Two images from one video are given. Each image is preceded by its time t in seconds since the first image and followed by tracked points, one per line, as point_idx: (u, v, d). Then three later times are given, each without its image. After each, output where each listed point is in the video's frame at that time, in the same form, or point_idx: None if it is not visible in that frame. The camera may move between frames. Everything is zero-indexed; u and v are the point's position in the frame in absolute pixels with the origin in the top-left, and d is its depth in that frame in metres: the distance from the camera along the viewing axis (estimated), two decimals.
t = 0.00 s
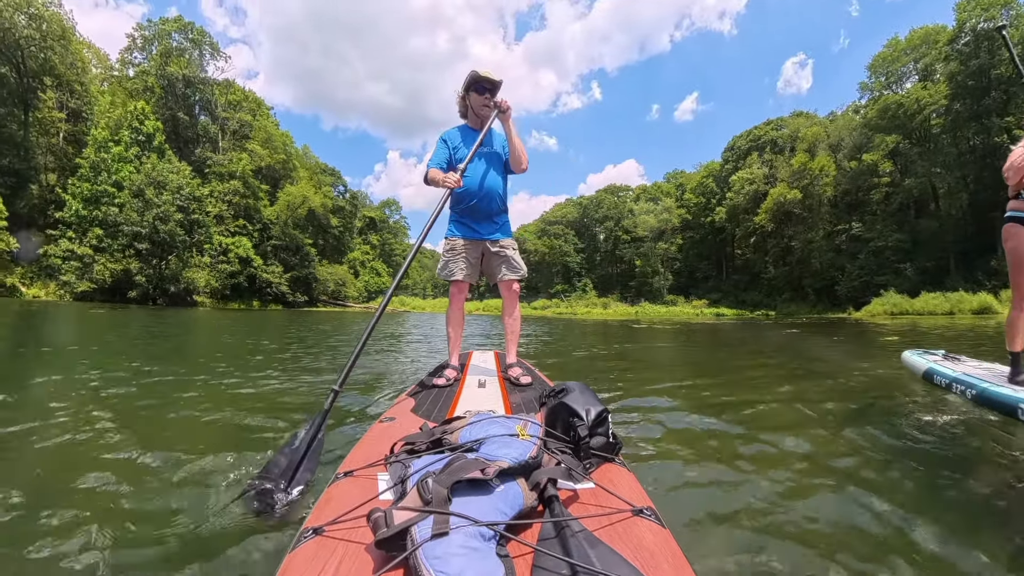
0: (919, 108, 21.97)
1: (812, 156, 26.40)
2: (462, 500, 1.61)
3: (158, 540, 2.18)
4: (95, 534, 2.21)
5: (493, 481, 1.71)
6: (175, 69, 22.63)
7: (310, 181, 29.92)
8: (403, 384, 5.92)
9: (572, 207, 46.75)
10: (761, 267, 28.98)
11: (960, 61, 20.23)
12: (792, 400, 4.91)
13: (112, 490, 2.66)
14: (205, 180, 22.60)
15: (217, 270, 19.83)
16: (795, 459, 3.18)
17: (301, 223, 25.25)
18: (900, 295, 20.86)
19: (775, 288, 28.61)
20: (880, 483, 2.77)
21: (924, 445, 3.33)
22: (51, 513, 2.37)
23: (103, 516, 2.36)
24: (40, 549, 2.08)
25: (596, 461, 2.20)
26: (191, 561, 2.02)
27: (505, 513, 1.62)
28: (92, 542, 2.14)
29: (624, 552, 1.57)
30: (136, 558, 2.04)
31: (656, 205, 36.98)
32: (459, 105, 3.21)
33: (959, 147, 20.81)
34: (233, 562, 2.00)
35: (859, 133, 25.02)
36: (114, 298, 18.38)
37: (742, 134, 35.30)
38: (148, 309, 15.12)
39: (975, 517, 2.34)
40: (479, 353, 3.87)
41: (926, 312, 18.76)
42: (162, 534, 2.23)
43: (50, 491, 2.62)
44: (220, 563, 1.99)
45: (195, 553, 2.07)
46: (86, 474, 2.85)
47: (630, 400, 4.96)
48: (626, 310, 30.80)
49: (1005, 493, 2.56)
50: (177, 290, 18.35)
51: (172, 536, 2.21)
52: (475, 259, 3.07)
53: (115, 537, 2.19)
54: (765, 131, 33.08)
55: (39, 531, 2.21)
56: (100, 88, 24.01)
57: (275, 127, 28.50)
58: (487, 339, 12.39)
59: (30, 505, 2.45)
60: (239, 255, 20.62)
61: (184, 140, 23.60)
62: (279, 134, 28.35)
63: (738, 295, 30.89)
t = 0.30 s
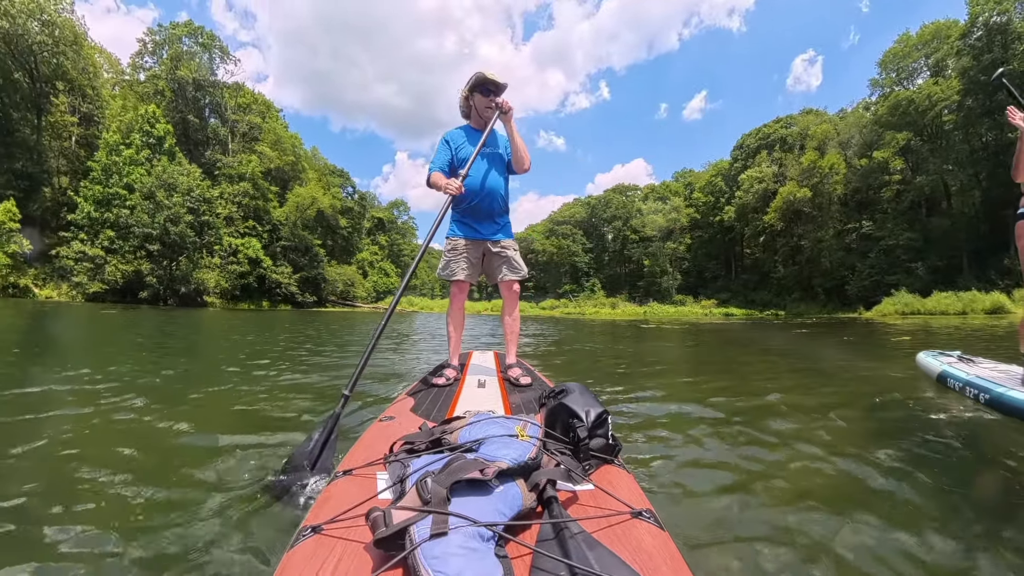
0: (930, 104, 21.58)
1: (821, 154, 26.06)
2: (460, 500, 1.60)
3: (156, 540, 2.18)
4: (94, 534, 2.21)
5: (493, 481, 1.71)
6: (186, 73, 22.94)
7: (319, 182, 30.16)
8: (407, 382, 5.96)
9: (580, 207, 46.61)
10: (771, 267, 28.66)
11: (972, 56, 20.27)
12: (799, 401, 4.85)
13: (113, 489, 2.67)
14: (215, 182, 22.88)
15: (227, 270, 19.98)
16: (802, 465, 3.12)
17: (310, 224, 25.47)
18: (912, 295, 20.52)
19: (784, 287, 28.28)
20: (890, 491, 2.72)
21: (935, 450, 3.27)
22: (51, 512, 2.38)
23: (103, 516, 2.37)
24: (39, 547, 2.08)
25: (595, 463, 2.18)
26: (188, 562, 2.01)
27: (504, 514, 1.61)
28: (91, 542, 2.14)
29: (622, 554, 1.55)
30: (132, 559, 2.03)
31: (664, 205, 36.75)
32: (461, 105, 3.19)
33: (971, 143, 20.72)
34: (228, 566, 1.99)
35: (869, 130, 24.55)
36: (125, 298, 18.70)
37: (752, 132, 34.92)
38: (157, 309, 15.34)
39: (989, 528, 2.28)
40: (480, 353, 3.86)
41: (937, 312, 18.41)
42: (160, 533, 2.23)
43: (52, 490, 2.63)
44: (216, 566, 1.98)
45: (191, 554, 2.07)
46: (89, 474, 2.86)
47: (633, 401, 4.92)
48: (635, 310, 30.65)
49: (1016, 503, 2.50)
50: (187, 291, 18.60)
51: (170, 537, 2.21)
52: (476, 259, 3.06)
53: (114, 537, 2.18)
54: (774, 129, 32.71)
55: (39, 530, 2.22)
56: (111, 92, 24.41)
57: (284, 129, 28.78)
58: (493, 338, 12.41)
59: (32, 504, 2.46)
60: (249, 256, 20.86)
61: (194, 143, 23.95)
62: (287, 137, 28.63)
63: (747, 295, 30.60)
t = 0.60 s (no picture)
0: (942, 100, 20.98)
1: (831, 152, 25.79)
2: (454, 498, 1.61)
3: (155, 537, 2.20)
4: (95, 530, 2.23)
5: (487, 480, 1.71)
6: (196, 77, 23.25)
7: (328, 183, 30.41)
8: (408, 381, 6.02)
9: (588, 206, 46.47)
10: (780, 266, 28.35)
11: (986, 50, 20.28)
12: (805, 402, 4.78)
13: (116, 487, 2.69)
14: (226, 184, 23.17)
15: (237, 271, 20.11)
16: (808, 465, 3.08)
17: (320, 224, 25.68)
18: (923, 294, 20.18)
19: (794, 287, 27.96)
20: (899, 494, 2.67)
21: (945, 452, 3.21)
22: (54, 509, 2.40)
23: (105, 514, 2.39)
24: (40, 544, 2.10)
25: (590, 464, 2.18)
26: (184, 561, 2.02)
27: (498, 514, 1.62)
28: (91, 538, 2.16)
29: (616, 557, 1.55)
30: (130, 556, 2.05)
31: (672, 204, 36.51)
32: (464, 104, 3.18)
33: (984, 140, 20.62)
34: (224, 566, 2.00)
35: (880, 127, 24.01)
36: (136, 299, 19.02)
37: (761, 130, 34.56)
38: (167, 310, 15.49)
39: (1001, 532, 2.22)
40: (477, 353, 3.86)
41: (950, 312, 18.05)
42: (159, 531, 2.25)
43: (56, 488, 2.65)
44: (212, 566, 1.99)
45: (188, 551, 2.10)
46: (94, 472, 2.89)
47: (636, 400, 4.88)
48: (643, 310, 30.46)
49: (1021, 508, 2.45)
50: (198, 292, 18.83)
51: (168, 535, 2.22)
52: (474, 259, 3.06)
53: (113, 534, 2.20)
54: (784, 127, 32.35)
55: (40, 528, 2.24)
56: (123, 96, 24.78)
57: (293, 131, 29.08)
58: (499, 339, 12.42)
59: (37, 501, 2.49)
60: (259, 257, 21.10)
61: (204, 145, 24.27)
62: (296, 139, 28.89)
63: (757, 294, 30.27)
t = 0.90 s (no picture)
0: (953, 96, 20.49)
1: (842, 149, 25.48)
2: (449, 499, 1.62)
3: (152, 539, 2.21)
4: (94, 530, 2.25)
5: (482, 481, 1.72)
6: (207, 80, 23.56)
7: (337, 184, 30.64)
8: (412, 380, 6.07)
9: (597, 206, 46.34)
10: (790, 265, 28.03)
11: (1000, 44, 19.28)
12: (813, 403, 4.71)
13: (119, 485, 2.74)
14: (236, 186, 23.46)
15: (247, 272, 20.37)
16: (811, 468, 3.04)
17: (329, 225, 25.89)
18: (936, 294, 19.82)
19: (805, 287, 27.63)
20: (904, 498, 2.63)
21: (954, 456, 3.16)
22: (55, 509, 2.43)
23: (104, 514, 2.40)
24: (39, 544, 2.12)
25: (585, 465, 2.19)
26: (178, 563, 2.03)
27: (492, 515, 1.62)
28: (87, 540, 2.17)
29: (610, 558, 1.57)
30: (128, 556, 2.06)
31: (682, 203, 36.23)
32: (465, 103, 3.17)
33: (998, 136, 20.05)
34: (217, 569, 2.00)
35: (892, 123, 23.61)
36: (148, 300, 19.29)
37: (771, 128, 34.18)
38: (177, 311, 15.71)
39: (1012, 539, 2.18)
40: (473, 353, 3.86)
41: (963, 311, 17.67)
42: (156, 534, 2.25)
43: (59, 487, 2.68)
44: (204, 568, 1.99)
45: (187, 549, 2.14)
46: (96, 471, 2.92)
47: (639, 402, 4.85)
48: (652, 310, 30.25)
49: None
50: (209, 292, 19.08)
51: (167, 537, 2.23)
52: (472, 258, 3.06)
53: (112, 535, 2.21)
54: (793, 124, 31.95)
55: (40, 527, 2.25)
56: (135, 100, 25.17)
57: (302, 133, 29.37)
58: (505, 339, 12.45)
59: (42, 500, 2.52)
60: (269, 258, 21.34)
61: (215, 148, 24.58)
62: (306, 141, 29.18)
63: (767, 294, 29.94)
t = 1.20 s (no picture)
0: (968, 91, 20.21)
1: (853, 146, 25.28)
2: (443, 499, 1.63)
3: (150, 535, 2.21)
4: (92, 526, 2.25)
5: (475, 481, 1.74)
6: (218, 84, 23.88)
7: (347, 186, 30.92)
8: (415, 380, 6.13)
9: (606, 205, 46.16)
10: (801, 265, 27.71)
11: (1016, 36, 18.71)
12: (818, 406, 4.64)
13: (122, 479, 2.80)
14: (246, 187, 23.78)
15: (258, 273, 20.68)
16: (814, 475, 3.01)
17: (338, 226, 26.14)
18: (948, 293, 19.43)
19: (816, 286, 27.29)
20: (911, 505, 2.59)
21: (961, 463, 3.11)
22: (54, 507, 2.43)
23: (103, 510, 2.41)
24: (35, 541, 2.11)
25: (579, 466, 2.27)
26: (176, 559, 2.04)
27: (486, 515, 1.64)
28: (84, 538, 2.17)
29: (602, 558, 1.64)
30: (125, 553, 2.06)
31: (691, 202, 35.96)
32: (461, 102, 3.16)
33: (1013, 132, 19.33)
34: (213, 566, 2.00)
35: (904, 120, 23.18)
36: (159, 301, 19.47)
37: (781, 126, 33.78)
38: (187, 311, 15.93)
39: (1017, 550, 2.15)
40: (467, 352, 3.86)
41: (976, 311, 17.26)
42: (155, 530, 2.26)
43: (61, 484, 2.68)
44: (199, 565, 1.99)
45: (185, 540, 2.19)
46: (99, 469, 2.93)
47: (639, 405, 4.80)
48: (661, 310, 30.05)
49: None
50: (219, 292, 19.35)
51: (165, 533, 2.23)
52: (467, 258, 3.05)
53: (108, 531, 2.21)
54: (804, 121, 31.57)
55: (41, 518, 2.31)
56: (148, 104, 25.60)
57: (312, 135, 29.68)
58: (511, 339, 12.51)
59: (43, 497, 2.53)
60: (279, 259, 21.61)
61: (226, 150, 24.89)
62: (315, 143, 29.49)
63: (777, 294, 29.57)
